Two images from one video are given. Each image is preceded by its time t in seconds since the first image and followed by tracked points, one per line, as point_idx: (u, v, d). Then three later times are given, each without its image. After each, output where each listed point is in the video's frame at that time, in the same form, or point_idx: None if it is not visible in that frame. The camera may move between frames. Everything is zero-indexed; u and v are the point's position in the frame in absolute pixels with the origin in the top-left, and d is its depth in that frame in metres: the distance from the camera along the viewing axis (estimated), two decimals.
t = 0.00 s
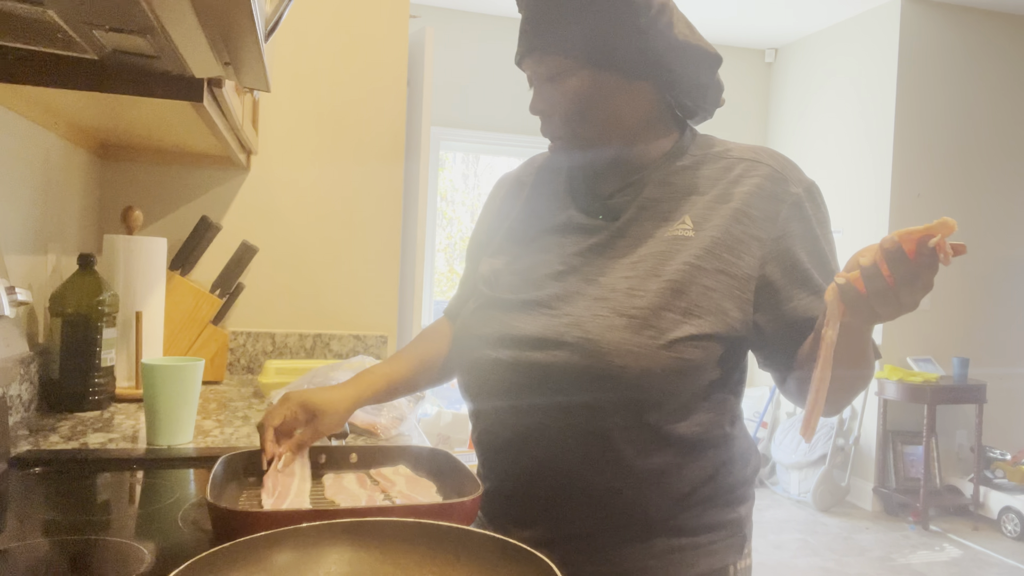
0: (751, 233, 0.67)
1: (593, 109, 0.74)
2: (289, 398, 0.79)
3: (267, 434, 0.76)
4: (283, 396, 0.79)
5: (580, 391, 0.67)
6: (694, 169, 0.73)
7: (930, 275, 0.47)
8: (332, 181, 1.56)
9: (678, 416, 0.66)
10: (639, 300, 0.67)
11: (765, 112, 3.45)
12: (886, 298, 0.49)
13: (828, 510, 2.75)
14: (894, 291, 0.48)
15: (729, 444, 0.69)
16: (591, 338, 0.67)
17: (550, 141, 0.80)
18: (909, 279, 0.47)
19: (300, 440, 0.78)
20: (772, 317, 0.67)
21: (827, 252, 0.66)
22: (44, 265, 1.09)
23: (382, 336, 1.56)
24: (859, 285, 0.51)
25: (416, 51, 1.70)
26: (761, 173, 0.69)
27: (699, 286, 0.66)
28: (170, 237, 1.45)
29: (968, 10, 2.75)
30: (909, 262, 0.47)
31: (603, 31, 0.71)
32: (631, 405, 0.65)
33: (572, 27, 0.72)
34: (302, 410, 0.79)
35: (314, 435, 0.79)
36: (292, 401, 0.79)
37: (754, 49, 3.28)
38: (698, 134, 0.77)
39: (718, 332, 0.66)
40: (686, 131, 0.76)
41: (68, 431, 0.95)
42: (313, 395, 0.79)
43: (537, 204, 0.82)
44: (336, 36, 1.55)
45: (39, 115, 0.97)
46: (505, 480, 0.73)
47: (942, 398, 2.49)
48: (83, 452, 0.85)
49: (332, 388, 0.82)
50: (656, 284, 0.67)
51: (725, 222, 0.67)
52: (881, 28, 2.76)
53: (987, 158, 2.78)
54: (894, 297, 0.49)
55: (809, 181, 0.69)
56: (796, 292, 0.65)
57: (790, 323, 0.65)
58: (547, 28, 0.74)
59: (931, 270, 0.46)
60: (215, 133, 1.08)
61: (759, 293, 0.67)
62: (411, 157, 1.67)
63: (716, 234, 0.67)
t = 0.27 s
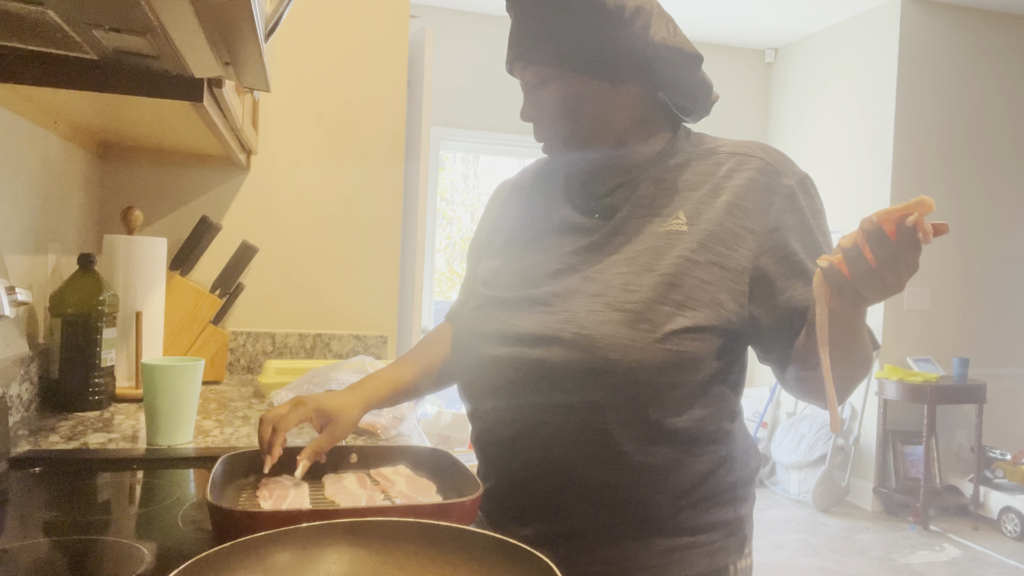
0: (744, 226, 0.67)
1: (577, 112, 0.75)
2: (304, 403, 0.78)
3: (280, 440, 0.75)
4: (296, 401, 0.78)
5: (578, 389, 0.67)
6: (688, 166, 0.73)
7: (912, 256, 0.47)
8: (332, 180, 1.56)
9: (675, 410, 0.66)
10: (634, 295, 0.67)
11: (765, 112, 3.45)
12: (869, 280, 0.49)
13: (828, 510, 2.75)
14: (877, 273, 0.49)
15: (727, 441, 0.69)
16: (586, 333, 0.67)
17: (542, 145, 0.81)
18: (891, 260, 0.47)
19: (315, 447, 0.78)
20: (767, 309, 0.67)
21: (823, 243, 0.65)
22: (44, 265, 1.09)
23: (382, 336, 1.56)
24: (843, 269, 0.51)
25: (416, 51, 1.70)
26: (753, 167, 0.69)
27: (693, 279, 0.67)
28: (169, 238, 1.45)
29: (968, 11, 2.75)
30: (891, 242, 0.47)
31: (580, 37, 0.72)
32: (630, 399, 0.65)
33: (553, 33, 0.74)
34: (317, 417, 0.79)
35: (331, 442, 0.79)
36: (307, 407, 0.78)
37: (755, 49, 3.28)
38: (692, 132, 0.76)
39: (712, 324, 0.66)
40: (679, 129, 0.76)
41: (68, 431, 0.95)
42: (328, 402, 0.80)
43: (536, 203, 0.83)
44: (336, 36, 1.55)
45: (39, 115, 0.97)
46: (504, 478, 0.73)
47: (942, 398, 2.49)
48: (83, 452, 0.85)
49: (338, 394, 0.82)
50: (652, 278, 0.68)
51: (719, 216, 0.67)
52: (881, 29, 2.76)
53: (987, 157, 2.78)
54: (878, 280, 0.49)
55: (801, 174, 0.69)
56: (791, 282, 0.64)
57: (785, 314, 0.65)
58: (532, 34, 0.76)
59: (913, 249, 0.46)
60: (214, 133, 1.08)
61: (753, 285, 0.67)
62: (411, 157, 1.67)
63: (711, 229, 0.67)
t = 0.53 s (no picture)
0: (742, 222, 0.67)
1: (584, 110, 0.74)
2: (309, 412, 0.78)
3: (293, 451, 0.75)
4: (300, 411, 0.78)
5: (578, 387, 0.67)
6: (687, 164, 0.73)
7: (909, 247, 0.47)
8: (332, 180, 1.56)
9: (677, 408, 0.66)
10: (635, 291, 0.67)
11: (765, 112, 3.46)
12: (866, 272, 0.49)
13: (828, 510, 2.75)
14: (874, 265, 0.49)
15: (730, 438, 0.69)
16: (588, 330, 0.67)
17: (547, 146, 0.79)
18: (888, 251, 0.47)
19: (326, 453, 0.77)
20: (766, 305, 0.65)
21: (818, 239, 0.64)
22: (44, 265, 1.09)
23: (382, 336, 1.56)
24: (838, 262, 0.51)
25: (416, 51, 1.70)
26: (751, 164, 0.69)
27: (693, 275, 0.67)
28: (169, 238, 1.45)
29: (968, 10, 2.74)
30: (887, 234, 0.47)
31: (584, 34, 0.72)
32: (633, 395, 0.65)
33: (556, 32, 0.73)
34: (324, 424, 0.78)
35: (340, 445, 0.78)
36: (313, 415, 0.78)
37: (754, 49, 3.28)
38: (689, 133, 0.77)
39: (711, 320, 0.66)
40: (677, 130, 0.76)
41: (68, 431, 0.95)
42: (333, 408, 0.79)
43: (535, 202, 0.83)
44: (336, 36, 1.55)
45: (39, 115, 0.97)
46: (506, 477, 0.73)
47: (943, 399, 2.49)
48: (83, 452, 0.85)
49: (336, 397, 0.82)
50: (652, 275, 0.68)
51: (718, 212, 0.67)
52: (881, 28, 2.76)
53: (987, 157, 2.78)
54: (875, 271, 0.49)
55: (799, 171, 0.69)
56: (789, 277, 0.63)
57: (783, 311, 0.64)
58: (528, 36, 0.75)
59: (910, 240, 0.46)
60: (214, 133, 1.08)
61: (752, 280, 0.67)
62: (411, 157, 1.67)
63: (709, 224, 0.67)
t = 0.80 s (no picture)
0: (746, 221, 0.67)
1: (592, 109, 0.73)
2: (310, 418, 0.78)
3: (291, 456, 0.76)
4: (301, 415, 0.78)
5: (582, 386, 0.67)
6: (689, 165, 0.73)
7: (921, 243, 0.47)
8: (333, 180, 1.56)
9: (682, 406, 0.66)
10: (640, 290, 0.67)
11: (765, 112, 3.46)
12: (877, 269, 0.49)
13: (828, 510, 2.75)
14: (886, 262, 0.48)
15: (732, 437, 0.69)
16: (593, 329, 0.67)
17: (549, 146, 0.79)
18: (901, 248, 0.47)
19: (319, 462, 0.78)
20: (770, 303, 0.66)
21: (820, 237, 0.65)
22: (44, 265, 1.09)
23: (382, 336, 1.57)
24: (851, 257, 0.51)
25: (416, 51, 1.70)
26: (753, 163, 0.70)
27: (699, 273, 0.67)
28: (169, 238, 1.45)
29: (968, 10, 2.74)
30: (899, 230, 0.47)
31: (594, 34, 0.71)
32: (639, 393, 0.65)
33: (565, 31, 0.72)
34: (323, 431, 0.78)
35: (334, 456, 0.78)
36: (313, 422, 0.78)
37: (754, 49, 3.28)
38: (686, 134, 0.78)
39: (718, 318, 0.66)
40: (676, 130, 0.76)
41: (68, 431, 0.95)
42: (334, 415, 0.79)
43: (535, 203, 0.83)
44: (336, 36, 1.55)
45: (39, 115, 0.97)
46: (508, 477, 0.73)
47: (943, 398, 2.49)
48: (83, 452, 0.85)
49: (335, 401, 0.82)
50: (656, 274, 0.68)
51: (722, 210, 0.68)
52: (881, 28, 2.76)
53: (987, 156, 2.78)
54: (887, 268, 0.48)
55: (799, 170, 0.69)
56: (791, 275, 0.64)
57: (786, 309, 0.64)
58: (534, 35, 0.74)
59: (922, 237, 0.46)
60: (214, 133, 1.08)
61: (756, 277, 0.67)
62: (411, 157, 1.67)
63: (713, 223, 0.67)
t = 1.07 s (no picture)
0: (748, 222, 0.67)
1: (602, 108, 0.72)
2: (321, 412, 0.77)
3: (305, 451, 0.76)
4: (312, 408, 0.78)
5: (583, 386, 0.67)
6: (691, 166, 0.73)
7: (928, 248, 0.47)
8: (333, 180, 1.56)
9: (684, 406, 0.66)
10: (643, 292, 0.67)
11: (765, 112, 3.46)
12: (886, 272, 0.49)
13: (828, 510, 2.75)
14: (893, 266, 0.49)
15: (734, 437, 0.69)
16: (596, 330, 0.67)
17: (553, 146, 0.77)
18: (909, 252, 0.47)
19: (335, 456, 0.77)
20: (772, 304, 0.66)
21: (822, 238, 0.66)
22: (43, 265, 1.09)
23: (382, 335, 1.57)
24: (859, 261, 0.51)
25: (416, 51, 1.70)
26: (755, 164, 0.70)
27: (704, 275, 0.66)
28: (169, 237, 1.45)
29: (968, 10, 2.74)
30: (907, 234, 0.47)
31: (605, 33, 0.71)
32: (642, 394, 0.65)
33: (577, 28, 0.71)
34: (336, 423, 0.78)
35: (349, 449, 0.78)
36: (325, 415, 0.77)
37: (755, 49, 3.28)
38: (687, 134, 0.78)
39: (721, 319, 0.67)
40: (677, 130, 0.76)
41: (68, 431, 0.95)
42: (345, 408, 0.79)
43: (536, 203, 0.83)
44: (336, 35, 1.55)
45: (39, 115, 0.97)
46: (509, 478, 0.73)
47: (943, 399, 2.49)
48: (83, 452, 0.85)
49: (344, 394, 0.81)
50: (660, 275, 0.67)
51: (725, 212, 0.68)
52: (881, 29, 2.76)
53: (989, 157, 2.78)
54: (894, 272, 0.49)
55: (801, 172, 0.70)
56: (792, 276, 0.64)
57: (788, 310, 0.65)
58: (542, 32, 0.73)
59: (931, 242, 0.46)
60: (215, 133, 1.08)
61: (758, 279, 0.67)
62: (411, 157, 1.67)
63: (716, 224, 0.67)
